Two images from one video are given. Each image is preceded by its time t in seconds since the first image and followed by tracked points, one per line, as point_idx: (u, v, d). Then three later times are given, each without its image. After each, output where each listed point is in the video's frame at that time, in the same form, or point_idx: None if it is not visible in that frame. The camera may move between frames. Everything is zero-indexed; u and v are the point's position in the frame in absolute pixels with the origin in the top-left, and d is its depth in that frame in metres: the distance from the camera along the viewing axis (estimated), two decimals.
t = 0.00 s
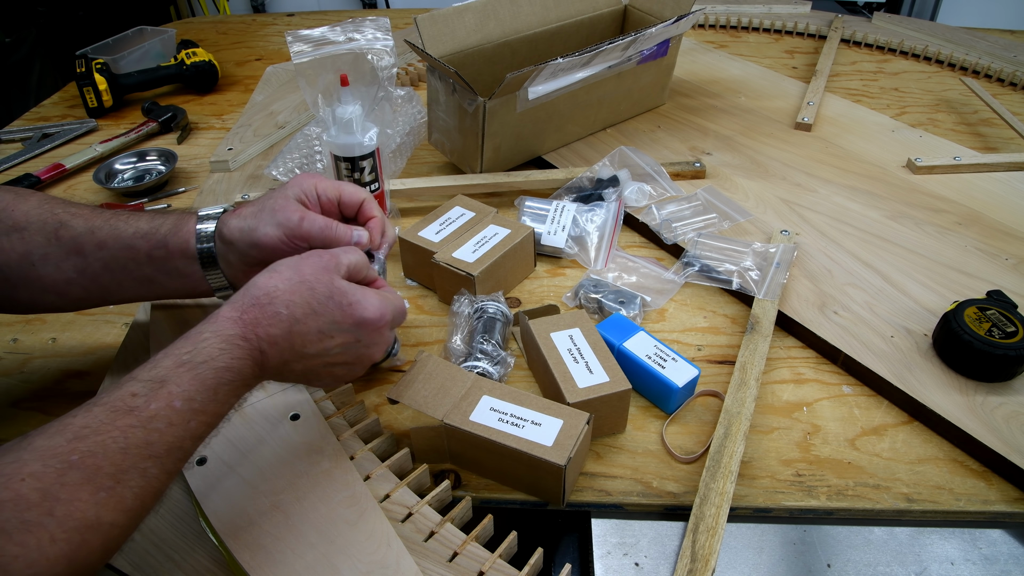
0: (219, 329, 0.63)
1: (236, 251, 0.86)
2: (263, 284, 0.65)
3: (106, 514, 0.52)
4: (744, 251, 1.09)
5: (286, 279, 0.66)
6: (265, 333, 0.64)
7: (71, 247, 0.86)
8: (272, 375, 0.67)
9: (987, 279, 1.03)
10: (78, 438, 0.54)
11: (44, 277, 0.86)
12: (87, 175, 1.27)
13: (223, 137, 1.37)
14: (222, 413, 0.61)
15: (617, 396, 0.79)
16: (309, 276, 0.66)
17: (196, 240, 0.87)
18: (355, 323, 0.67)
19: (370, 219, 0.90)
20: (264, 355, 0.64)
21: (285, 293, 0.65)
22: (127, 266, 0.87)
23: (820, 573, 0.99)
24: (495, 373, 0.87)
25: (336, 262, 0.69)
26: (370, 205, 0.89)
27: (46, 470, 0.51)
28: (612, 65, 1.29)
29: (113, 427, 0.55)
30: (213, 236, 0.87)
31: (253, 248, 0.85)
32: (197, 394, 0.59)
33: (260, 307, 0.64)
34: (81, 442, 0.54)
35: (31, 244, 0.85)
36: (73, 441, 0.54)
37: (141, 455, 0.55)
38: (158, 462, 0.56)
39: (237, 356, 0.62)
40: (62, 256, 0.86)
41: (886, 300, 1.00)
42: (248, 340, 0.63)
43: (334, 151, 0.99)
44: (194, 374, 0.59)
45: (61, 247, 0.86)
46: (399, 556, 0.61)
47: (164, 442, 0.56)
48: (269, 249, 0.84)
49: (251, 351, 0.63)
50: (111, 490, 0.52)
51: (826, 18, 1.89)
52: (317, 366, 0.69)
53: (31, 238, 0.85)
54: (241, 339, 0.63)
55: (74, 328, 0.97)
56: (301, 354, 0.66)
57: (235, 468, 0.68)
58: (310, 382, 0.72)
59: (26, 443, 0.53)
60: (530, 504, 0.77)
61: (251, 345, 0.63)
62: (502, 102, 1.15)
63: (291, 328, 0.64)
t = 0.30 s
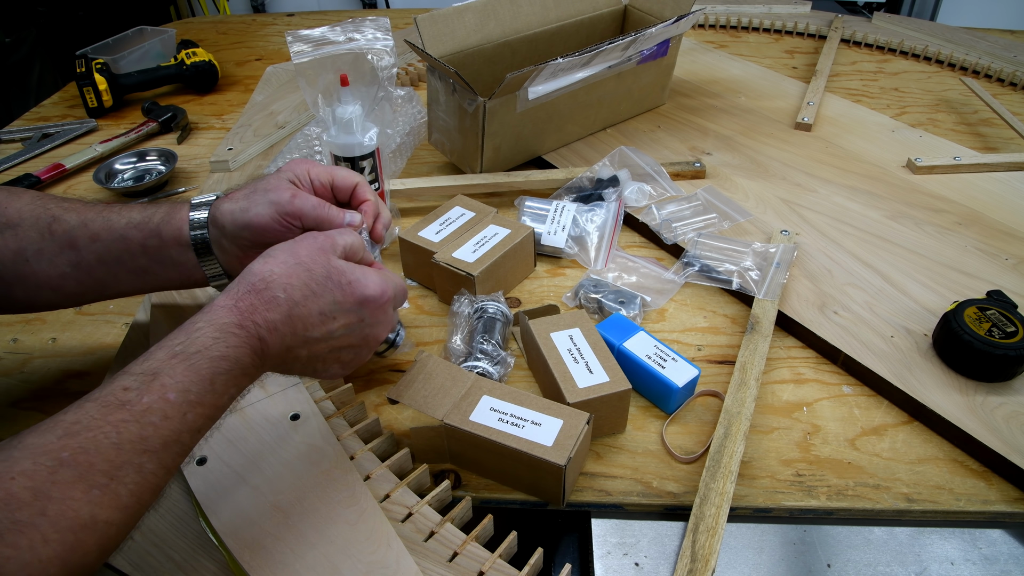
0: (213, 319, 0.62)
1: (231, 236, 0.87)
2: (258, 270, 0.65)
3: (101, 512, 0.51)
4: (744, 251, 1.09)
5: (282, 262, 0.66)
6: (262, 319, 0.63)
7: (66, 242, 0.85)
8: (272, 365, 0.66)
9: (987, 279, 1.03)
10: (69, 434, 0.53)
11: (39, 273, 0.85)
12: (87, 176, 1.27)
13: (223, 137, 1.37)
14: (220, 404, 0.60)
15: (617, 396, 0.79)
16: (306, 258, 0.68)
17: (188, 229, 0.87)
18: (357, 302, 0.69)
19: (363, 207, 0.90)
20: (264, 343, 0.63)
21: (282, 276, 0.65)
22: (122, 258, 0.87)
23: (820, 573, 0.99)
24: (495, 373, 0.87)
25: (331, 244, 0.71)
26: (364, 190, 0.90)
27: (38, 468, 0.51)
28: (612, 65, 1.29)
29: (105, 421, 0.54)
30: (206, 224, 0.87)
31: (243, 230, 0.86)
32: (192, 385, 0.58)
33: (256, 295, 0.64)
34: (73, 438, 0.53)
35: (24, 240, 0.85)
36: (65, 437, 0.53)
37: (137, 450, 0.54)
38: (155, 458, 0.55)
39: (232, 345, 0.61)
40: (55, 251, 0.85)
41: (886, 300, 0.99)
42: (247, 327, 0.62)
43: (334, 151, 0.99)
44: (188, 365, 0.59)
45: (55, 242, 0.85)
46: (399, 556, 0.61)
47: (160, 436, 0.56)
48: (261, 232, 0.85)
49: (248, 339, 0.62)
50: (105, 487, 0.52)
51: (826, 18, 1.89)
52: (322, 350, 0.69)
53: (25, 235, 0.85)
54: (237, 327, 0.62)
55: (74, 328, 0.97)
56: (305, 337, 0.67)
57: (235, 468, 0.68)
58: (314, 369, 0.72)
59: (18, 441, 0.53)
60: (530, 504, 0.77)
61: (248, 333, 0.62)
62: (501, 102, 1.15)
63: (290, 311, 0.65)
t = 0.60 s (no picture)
0: (221, 298, 0.61)
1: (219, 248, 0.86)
2: (266, 247, 0.65)
3: (110, 497, 0.51)
4: (744, 251, 1.09)
5: (289, 239, 0.66)
6: (271, 299, 0.63)
7: (63, 246, 0.85)
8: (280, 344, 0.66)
9: (987, 279, 1.03)
10: (76, 418, 0.52)
11: (34, 276, 0.85)
12: (87, 175, 1.27)
13: (223, 137, 1.37)
14: (228, 385, 0.60)
15: (617, 396, 0.79)
16: (313, 233, 0.67)
17: (179, 237, 0.86)
18: (366, 276, 0.70)
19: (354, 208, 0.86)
20: (272, 321, 0.63)
21: (291, 253, 0.65)
22: (116, 263, 0.86)
23: (820, 573, 0.99)
24: (495, 373, 0.87)
25: (336, 216, 0.70)
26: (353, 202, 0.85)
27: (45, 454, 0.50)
28: (612, 65, 1.29)
29: (112, 404, 0.53)
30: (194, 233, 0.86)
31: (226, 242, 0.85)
32: (200, 366, 0.57)
33: (263, 274, 0.63)
34: (80, 422, 0.52)
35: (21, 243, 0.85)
36: (72, 421, 0.52)
37: (144, 433, 0.53)
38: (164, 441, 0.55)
39: (241, 326, 0.61)
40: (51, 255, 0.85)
41: (886, 300, 0.99)
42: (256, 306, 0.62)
43: (334, 151, 0.99)
44: (196, 347, 0.58)
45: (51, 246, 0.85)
46: (399, 556, 0.61)
47: (168, 419, 0.55)
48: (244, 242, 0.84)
49: (257, 319, 0.62)
50: (114, 471, 0.52)
51: (826, 18, 1.89)
52: (330, 323, 0.71)
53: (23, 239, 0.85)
54: (246, 308, 0.61)
55: (74, 328, 0.97)
56: (315, 313, 0.68)
57: (235, 468, 0.68)
58: (320, 341, 0.74)
59: (24, 425, 0.52)
60: (530, 504, 0.77)
61: (256, 313, 0.62)
62: (502, 102, 1.15)
63: (300, 288, 0.65)
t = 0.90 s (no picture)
0: (204, 282, 0.63)
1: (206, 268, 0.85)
2: (250, 232, 0.69)
3: (109, 482, 0.51)
4: (745, 251, 1.09)
5: (274, 223, 0.70)
6: (255, 277, 0.65)
7: (44, 262, 0.85)
8: (273, 330, 0.68)
9: (987, 279, 1.03)
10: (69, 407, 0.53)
11: (18, 290, 0.85)
12: (87, 175, 1.27)
13: (223, 137, 1.37)
14: (221, 367, 0.61)
15: (617, 396, 0.79)
16: (295, 215, 0.72)
17: (163, 252, 0.86)
18: (351, 254, 0.72)
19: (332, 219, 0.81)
20: (260, 300, 0.65)
21: (275, 234, 0.69)
22: (100, 279, 0.87)
23: (820, 573, 0.99)
24: (495, 373, 0.87)
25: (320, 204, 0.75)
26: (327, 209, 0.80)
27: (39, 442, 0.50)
28: (612, 66, 1.29)
29: (102, 393, 0.54)
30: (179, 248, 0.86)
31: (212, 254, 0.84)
32: (188, 348, 0.58)
33: (247, 257, 0.66)
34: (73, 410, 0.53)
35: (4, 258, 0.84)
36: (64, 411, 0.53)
37: (138, 417, 0.54)
38: (160, 424, 0.55)
39: (226, 305, 0.62)
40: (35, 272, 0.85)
41: (886, 300, 0.99)
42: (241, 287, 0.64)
43: (334, 151, 0.98)
44: (182, 330, 0.59)
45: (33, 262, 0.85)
46: (399, 556, 0.61)
47: (162, 403, 0.55)
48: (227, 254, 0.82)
49: (243, 298, 0.64)
50: (111, 456, 0.52)
51: (826, 18, 1.89)
52: (324, 306, 0.72)
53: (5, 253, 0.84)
54: (230, 288, 0.63)
55: (74, 329, 0.97)
56: (305, 292, 0.69)
57: (235, 468, 0.68)
58: (321, 329, 0.75)
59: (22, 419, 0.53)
60: (530, 504, 0.77)
61: (242, 292, 0.64)
62: (502, 102, 1.15)
63: (285, 265, 0.67)
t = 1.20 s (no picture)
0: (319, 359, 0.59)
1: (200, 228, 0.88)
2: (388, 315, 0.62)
3: (184, 523, 0.48)
4: (744, 251, 1.09)
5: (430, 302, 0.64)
6: (367, 347, 0.59)
7: (37, 245, 0.87)
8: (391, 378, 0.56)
9: (987, 279, 1.03)
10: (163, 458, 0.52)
11: (10, 276, 0.86)
12: (87, 175, 1.27)
13: (223, 137, 1.37)
14: (326, 415, 0.54)
15: (617, 396, 0.79)
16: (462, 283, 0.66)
17: (157, 225, 0.88)
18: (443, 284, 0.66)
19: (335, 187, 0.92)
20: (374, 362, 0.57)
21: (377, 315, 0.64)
22: (92, 257, 0.88)
23: (821, 573, 0.99)
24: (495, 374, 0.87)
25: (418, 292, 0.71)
26: (334, 179, 0.92)
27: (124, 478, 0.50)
28: (612, 66, 1.29)
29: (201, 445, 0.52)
30: (175, 222, 0.88)
31: (214, 224, 0.87)
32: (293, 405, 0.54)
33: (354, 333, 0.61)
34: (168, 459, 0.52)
35: None
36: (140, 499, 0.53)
37: (228, 461, 0.51)
38: (255, 471, 0.50)
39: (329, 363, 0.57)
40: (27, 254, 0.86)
41: (886, 300, 1.00)
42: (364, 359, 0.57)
43: (334, 152, 0.99)
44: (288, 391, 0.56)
45: (25, 246, 0.86)
46: (399, 556, 0.61)
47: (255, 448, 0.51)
48: (232, 222, 0.87)
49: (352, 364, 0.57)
50: (188, 496, 0.49)
51: (826, 18, 1.89)
52: (443, 336, 0.59)
53: None
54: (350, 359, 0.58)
55: (74, 328, 0.97)
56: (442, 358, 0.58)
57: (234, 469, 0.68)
58: (471, 372, 0.58)
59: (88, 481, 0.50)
60: (530, 504, 0.77)
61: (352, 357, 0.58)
62: (501, 102, 1.15)
63: (381, 324, 0.61)
